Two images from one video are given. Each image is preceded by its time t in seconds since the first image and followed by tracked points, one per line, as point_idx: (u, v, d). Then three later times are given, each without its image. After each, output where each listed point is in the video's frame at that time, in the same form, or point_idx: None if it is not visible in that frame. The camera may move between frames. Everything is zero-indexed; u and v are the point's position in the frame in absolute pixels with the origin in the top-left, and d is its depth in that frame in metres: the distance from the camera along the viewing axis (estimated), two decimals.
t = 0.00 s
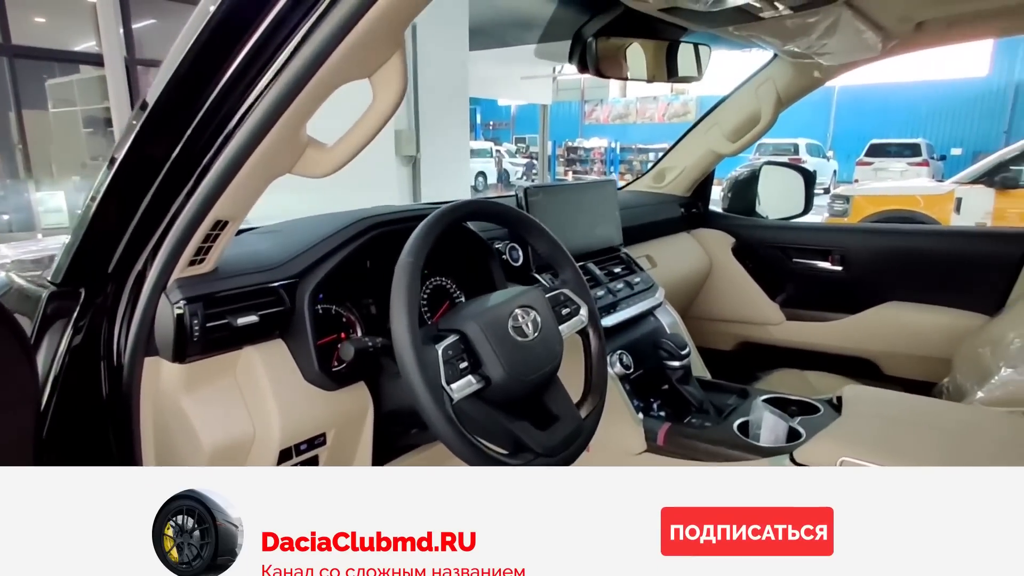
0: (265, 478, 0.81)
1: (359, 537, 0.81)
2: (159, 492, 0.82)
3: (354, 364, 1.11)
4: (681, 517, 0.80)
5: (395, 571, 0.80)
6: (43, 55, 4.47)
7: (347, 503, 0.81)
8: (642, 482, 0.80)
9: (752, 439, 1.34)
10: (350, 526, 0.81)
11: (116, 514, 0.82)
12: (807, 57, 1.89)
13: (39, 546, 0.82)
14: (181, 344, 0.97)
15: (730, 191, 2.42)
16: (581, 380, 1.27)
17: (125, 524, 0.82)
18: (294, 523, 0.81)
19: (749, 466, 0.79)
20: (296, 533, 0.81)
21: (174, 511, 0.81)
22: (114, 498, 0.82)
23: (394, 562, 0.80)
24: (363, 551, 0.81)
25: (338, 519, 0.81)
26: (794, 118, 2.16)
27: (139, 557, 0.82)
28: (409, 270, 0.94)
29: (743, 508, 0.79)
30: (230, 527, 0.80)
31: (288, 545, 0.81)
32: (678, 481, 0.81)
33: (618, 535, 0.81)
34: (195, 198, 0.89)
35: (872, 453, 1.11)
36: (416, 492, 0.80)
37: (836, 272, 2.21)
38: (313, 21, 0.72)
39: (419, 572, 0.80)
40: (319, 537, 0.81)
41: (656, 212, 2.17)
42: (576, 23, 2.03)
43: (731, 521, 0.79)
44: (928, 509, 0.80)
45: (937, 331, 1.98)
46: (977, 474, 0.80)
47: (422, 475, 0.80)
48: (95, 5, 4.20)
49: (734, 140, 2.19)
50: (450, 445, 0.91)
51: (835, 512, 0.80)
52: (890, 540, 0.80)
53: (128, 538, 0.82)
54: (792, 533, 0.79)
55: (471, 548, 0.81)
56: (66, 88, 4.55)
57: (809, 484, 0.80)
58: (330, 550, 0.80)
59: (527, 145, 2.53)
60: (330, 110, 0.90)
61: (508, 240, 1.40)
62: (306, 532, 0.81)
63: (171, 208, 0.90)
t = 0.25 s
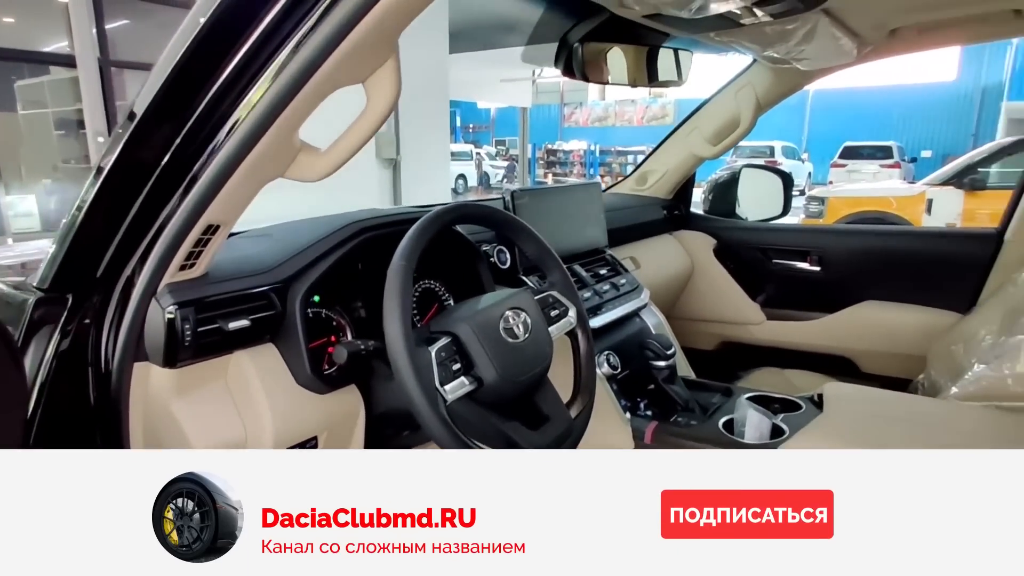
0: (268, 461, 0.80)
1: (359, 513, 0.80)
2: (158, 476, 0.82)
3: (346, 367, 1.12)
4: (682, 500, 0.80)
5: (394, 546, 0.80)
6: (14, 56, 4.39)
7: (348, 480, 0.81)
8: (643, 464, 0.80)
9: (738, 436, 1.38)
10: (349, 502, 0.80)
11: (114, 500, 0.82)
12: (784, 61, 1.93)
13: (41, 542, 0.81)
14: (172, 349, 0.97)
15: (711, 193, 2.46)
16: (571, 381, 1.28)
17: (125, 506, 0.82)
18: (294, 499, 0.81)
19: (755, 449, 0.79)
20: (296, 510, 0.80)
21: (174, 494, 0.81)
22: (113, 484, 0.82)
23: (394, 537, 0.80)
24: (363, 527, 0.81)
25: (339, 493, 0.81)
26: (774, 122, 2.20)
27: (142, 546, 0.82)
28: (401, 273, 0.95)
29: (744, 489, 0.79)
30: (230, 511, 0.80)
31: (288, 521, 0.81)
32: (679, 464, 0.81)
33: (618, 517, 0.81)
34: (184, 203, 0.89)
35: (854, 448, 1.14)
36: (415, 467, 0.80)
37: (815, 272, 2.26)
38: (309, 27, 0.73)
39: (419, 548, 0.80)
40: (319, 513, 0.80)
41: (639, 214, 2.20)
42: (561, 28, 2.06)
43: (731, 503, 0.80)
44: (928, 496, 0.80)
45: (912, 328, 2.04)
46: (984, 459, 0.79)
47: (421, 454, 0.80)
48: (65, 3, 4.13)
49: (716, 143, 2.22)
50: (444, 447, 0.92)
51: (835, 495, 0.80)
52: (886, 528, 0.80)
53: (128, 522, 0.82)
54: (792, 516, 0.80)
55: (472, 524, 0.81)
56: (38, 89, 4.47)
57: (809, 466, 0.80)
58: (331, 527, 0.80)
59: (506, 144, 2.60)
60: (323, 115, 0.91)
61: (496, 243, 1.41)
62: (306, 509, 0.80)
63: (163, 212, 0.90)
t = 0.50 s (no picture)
0: (268, 454, 0.81)
1: (359, 501, 0.81)
2: (158, 468, 0.83)
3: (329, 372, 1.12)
4: (682, 493, 0.81)
5: (394, 532, 0.81)
6: None
7: (347, 470, 0.81)
8: (642, 458, 0.80)
9: (714, 432, 1.40)
10: (349, 489, 0.81)
11: (114, 494, 0.83)
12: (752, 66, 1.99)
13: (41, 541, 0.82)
14: (149, 358, 0.96)
15: (680, 195, 2.50)
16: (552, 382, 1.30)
17: (125, 501, 0.83)
18: (294, 487, 0.82)
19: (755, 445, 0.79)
20: (296, 498, 0.81)
21: (174, 487, 0.82)
22: (114, 479, 0.83)
23: (393, 524, 0.81)
24: (363, 514, 0.82)
25: (339, 482, 0.81)
26: (740, 126, 2.26)
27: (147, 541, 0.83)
28: (385, 275, 0.95)
29: (746, 483, 0.80)
30: (231, 503, 0.81)
31: (288, 509, 0.82)
32: (680, 457, 0.81)
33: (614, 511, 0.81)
34: (158, 211, 0.87)
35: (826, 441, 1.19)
36: (411, 458, 0.81)
37: (782, 271, 2.32)
38: (293, 30, 0.73)
39: (419, 534, 0.81)
40: (319, 501, 0.81)
41: (611, 215, 2.22)
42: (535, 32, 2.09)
43: (731, 496, 0.80)
44: (930, 491, 0.80)
45: (876, 324, 2.10)
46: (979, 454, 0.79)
47: (413, 452, 0.81)
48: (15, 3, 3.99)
49: (685, 146, 2.27)
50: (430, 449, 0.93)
51: (836, 489, 0.80)
52: (885, 525, 0.80)
53: (128, 515, 0.83)
54: (792, 509, 0.80)
55: (472, 512, 0.81)
56: None
57: (808, 460, 0.80)
58: (331, 515, 0.81)
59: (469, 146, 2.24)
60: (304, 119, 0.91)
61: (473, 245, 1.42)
62: (306, 497, 0.81)
63: (137, 218, 0.88)
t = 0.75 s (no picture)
0: (269, 454, 0.82)
1: (359, 498, 0.83)
2: (158, 468, 0.83)
3: (304, 385, 1.11)
4: (681, 493, 0.82)
5: (394, 528, 0.82)
6: None
7: (343, 468, 0.83)
8: (637, 458, 0.82)
9: (684, 432, 1.44)
10: (349, 487, 0.82)
11: (114, 495, 0.83)
12: (713, 74, 2.05)
13: (44, 539, 0.84)
14: (117, 376, 0.93)
15: (642, 199, 2.55)
16: (529, 388, 1.30)
17: (125, 501, 0.84)
18: (294, 484, 0.83)
19: (732, 445, 0.81)
20: (296, 494, 0.83)
21: (175, 486, 0.83)
22: (114, 480, 0.83)
23: (394, 520, 0.83)
24: (363, 511, 0.83)
25: (339, 479, 0.82)
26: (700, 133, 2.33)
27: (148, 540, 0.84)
28: (365, 286, 0.95)
29: (752, 484, 0.81)
30: (231, 503, 0.82)
31: (288, 506, 0.83)
32: (678, 456, 0.83)
33: (609, 515, 0.83)
34: (121, 229, 0.84)
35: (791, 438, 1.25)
36: (404, 459, 0.82)
37: (741, 272, 2.39)
38: (272, 42, 0.71)
39: (419, 530, 0.83)
40: (319, 498, 0.83)
41: (577, 218, 2.26)
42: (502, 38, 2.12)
43: (731, 496, 0.82)
44: (922, 494, 0.81)
45: (831, 322, 2.19)
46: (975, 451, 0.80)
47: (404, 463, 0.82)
48: None
49: (648, 150, 2.31)
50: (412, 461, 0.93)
51: (835, 487, 0.81)
52: (888, 527, 0.81)
53: (128, 515, 0.84)
54: (792, 508, 0.82)
55: (472, 509, 0.83)
56: None
57: (810, 460, 0.81)
58: (331, 511, 0.82)
59: (428, 146, 2.07)
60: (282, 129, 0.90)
61: (445, 252, 1.42)
62: (306, 493, 0.83)
63: (106, 230, 0.84)
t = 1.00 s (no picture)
0: (267, 453, 0.80)
1: (359, 498, 0.80)
2: (158, 467, 0.81)
3: (276, 399, 1.08)
4: (682, 493, 0.79)
5: (394, 528, 0.80)
6: None
7: (341, 467, 0.80)
8: (634, 458, 0.79)
9: (655, 432, 1.47)
10: (350, 487, 0.80)
11: (115, 492, 0.81)
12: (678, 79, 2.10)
13: (40, 543, 0.80)
14: (82, 392, 0.90)
15: (608, 202, 2.57)
16: (505, 394, 1.30)
17: (124, 500, 0.81)
18: (294, 483, 0.80)
19: (723, 444, 0.78)
20: (296, 494, 0.80)
21: (174, 487, 0.81)
22: (104, 489, 0.81)
23: (394, 520, 0.80)
24: (364, 511, 0.80)
25: (339, 478, 0.80)
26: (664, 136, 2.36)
27: (142, 547, 0.81)
28: (343, 294, 0.93)
29: (754, 483, 0.78)
30: (231, 503, 0.80)
31: (288, 506, 0.80)
32: (678, 455, 0.79)
33: (595, 520, 0.79)
34: (83, 242, 0.80)
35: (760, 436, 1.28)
36: (410, 458, 0.80)
37: (706, 273, 2.43)
38: (242, 52, 0.70)
39: (419, 530, 0.80)
40: (319, 498, 0.80)
41: (546, 221, 2.27)
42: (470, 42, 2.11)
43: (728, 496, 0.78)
44: (917, 496, 0.78)
45: (792, 321, 2.25)
46: (977, 452, 0.76)
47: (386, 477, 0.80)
48: None
49: (614, 153, 2.33)
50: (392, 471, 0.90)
51: (836, 488, 0.78)
52: (888, 529, 0.77)
53: (128, 514, 0.81)
54: (793, 508, 0.78)
55: (472, 509, 0.80)
56: None
57: (811, 459, 0.78)
58: (331, 511, 0.80)
59: (389, 147, 2.17)
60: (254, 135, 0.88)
61: (418, 257, 1.41)
62: (306, 493, 0.80)
63: (66, 240, 0.80)
